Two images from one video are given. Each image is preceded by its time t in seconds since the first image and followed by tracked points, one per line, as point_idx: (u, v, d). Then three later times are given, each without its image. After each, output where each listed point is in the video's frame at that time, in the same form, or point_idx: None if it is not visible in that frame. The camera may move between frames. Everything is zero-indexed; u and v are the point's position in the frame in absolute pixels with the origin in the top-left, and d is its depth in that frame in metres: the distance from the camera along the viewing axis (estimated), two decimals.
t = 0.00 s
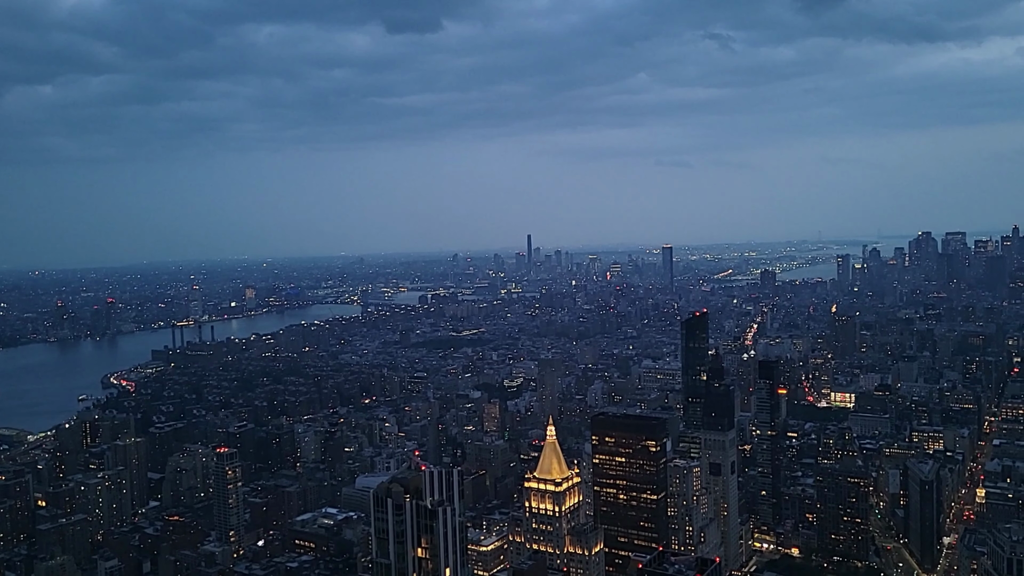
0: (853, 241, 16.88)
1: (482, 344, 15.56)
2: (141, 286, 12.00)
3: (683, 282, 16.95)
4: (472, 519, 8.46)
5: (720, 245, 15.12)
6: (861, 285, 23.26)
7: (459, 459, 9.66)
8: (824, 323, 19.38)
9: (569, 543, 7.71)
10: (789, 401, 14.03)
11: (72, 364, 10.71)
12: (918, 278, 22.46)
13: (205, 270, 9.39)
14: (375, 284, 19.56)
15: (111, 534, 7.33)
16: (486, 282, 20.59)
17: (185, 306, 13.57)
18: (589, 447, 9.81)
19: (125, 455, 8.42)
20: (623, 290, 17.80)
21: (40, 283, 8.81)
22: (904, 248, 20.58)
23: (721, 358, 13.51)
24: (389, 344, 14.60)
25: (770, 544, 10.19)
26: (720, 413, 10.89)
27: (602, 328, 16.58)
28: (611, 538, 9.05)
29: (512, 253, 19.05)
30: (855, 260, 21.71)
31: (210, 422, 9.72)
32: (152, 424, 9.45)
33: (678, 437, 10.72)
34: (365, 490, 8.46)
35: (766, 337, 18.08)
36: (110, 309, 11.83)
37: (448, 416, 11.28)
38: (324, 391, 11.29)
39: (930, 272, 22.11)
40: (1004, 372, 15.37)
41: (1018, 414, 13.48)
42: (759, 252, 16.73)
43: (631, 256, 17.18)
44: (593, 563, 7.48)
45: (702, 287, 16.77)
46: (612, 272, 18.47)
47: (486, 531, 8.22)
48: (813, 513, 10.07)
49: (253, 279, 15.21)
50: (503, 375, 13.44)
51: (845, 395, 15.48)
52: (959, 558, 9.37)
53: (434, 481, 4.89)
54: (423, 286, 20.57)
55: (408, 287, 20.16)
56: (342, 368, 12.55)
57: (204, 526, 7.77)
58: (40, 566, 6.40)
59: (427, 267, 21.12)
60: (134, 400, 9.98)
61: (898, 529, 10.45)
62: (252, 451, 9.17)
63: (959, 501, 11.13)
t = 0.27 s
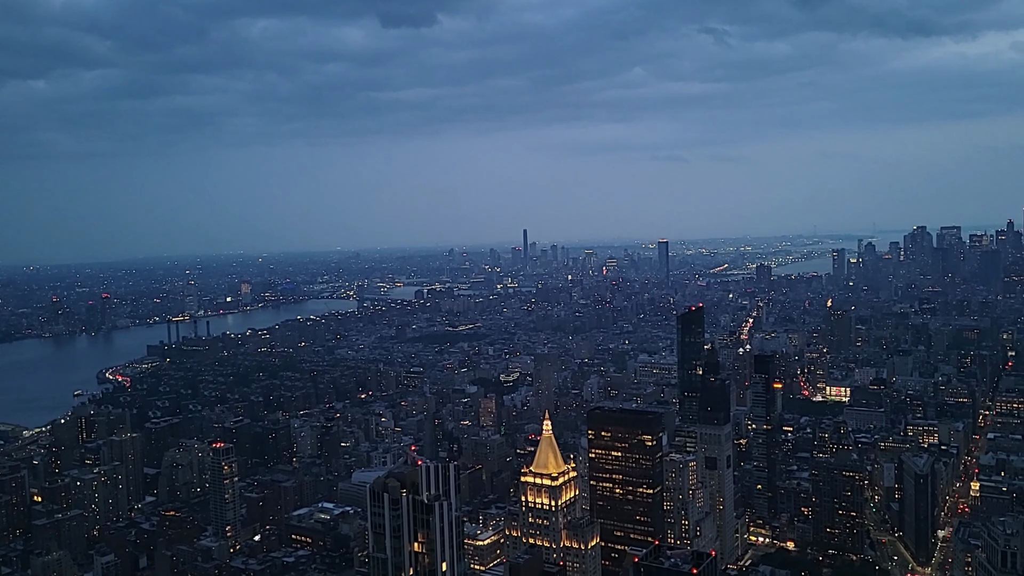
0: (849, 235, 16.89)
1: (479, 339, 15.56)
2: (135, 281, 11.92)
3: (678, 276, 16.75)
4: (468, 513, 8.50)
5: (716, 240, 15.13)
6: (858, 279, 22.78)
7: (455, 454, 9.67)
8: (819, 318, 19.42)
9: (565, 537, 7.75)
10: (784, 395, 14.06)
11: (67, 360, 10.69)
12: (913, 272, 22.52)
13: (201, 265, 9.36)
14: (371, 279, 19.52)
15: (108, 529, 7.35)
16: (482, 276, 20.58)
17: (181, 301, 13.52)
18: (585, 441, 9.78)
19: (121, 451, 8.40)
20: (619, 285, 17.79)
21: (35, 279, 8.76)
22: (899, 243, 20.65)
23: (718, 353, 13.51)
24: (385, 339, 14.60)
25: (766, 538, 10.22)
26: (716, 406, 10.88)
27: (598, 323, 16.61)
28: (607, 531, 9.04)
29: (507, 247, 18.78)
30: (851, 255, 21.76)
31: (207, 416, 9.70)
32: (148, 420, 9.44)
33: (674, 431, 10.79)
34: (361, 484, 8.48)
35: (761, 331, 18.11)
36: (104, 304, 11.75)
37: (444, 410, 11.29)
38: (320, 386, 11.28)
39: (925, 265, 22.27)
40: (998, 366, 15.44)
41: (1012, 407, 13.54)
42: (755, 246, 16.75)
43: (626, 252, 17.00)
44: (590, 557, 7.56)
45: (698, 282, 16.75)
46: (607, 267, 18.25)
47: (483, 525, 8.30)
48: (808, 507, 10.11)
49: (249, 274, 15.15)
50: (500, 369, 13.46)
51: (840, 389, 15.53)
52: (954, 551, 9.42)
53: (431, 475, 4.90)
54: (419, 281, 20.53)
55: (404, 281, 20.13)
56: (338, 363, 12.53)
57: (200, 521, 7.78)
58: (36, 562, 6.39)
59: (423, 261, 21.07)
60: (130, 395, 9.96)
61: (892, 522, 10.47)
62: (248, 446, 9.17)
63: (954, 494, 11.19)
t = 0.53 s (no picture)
0: (846, 232, 16.92)
1: (476, 335, 15.56)
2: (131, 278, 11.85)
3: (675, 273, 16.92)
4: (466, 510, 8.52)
5: (713, 236, 15.13)
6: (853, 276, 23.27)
7: (453, 450, 9.68)
8: (816, 314, 19.45)
9: (562, 533, 7.79)
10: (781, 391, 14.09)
11: (63, 357, 10.66)
12: (909, 269, 22.57)
13: (198, 263, 9.33)
14: (369, 275, 19.51)
15: (105, 526, 7.32)
16: (480, 273, 20.57)
17: (177, 298, 13.45)
18: (582, 438, 9.80)
19: (117, 448, 8.39)
20: (616, 281, 17.81)
21: (31, 276, 8.74)
22: (896, 239, 20.68)
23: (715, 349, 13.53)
24: (382, 336, 14.59)
25: (762, 534, 10.25)
26: (713, 403, 10.89)
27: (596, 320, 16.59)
28: (604, 527, 9.06)
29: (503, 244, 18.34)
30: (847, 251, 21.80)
31: (203, 413, 9.70)
32: (145, 417, 9.42)
33: (670, 428, 10.81)
34: (359, 481, 8.49)
35: (759, 328, 18.13)
36: (100, 301, 11.71)
37: (441, 407, 11.29)
38: (317, 383, 11.27)
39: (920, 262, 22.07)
40: (994, 362, 15.48)
41: (1008, 403, 13.59)
42: (752, 243, 16.76)
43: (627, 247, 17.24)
44: (587, 553, 7.60)
45: (696, 279, 16.88)
46: (606, 263, 18.41)
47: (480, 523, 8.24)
48: (805, 503, 10.15)
49: (245, 271, 15.09)
50: (497, 366, 13.47)
51: (837, 385, 15.56)
52: (950, 547, 9.45)
53: (428, 471, 4.90)
54: (416, 278, 20.52)
55: (402, 278, 20.14)
56: (336, 360, 12.53)
57: (197, 518, 7.75)
58: (33, 559, 6.40)
59: (420, 258, 21.03)
60: (126, 392, 9.91)
61: (889, 518, 10.50)
62: (245, 443, 9.17)
63: (950, 490, 11.22)
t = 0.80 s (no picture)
0: (839, 226, 16.95)
1: (471, 330, 15.56)
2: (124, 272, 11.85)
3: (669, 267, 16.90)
4: (460, 504, 8.56)
5: (707, 231, 15.15)
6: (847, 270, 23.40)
7: (447, 445, 9.68)
8: (809, 308, 19.51)
9: (557, 527, 7.83)
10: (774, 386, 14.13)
11: (55, 352, 10.61)
12: (902, 263, 22.68)
13: (192, 258, 9.30)
14: (363, 270, 19.46)
15: (98, 522, 7.30)
16: (474, 268, 20.56)
17: (170, 293, 13.39)
18: (577, 432, 9.85)
19: (111, 444, 8.37)
20: (610, 276, 17.80)
21: (23, 271, 8.68)
22: (889, 234, 20.77)
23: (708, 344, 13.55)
24: (376, 330, 14.59)
25: (756, 527, 10.29)
26: (707, 397, 10.89)
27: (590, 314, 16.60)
28: (598, 522, 9.09)
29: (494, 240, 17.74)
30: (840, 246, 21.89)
31: (197, 409, 9.68)
32: (138, 412, 9.39)
33: (665, 422, 10.82)
34: (353, 476, 8.49)
35: (752, 322, 18.17)
36: (93, 296, 11.67)
37: (435, 402, 11.29)
38: (311, 378, 11.25)
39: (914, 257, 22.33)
40: (986, 356, 15.58)
41: (1000, 397, 13.66)
42: (746, 238, 16.81)
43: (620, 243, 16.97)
44: (581, 547, 7.64)
45: (689, 273, 16.89)
46: (599, 258, 18.25)
47: (475, 517, 8.32)
48: (798, 497, 10.21)
49: (239, 265, 15.03)
50: (491, 361, 13.49)
51: (830, 379, 15.63)
52: (942, 540, 9.50)
53: (422, 466, 4.98)
54: (410, 272, 20.48)
55: (396, 273, 20.11)
56: (330, 355, 12.51)
57: (191, 513, 7.81)
58: (26, 555, 6.39)
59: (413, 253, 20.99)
60: (120, 387, 9.88)
61: (881, 512, 10.56)
62: (239, 438, 9.16)
63: (941, 483, 11.28)
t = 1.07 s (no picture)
0: (833, 221, 16.99)
1: (465, 325, 15.54)
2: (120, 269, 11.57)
3: (662, 263, 17.14)
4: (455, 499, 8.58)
5: (702, 226, 15.15)
6: (840, 265, 23.34)
7: (442, 440, 9.69)
8: (803, 303, 19.55)
9: (551, 522, 7.82)
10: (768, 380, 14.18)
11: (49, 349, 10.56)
12: (895, 259, 22.74)
13: (185, 254, 9.26)
14: (357, 266, 19.43)
15: (92, 518, 7.29)
16: (468, 263, 20.49)
17: (164, 289, 13.30)
18: (571, 427, 9.86)
19: (104, 439, 8.34)
20: (605, 271, 17.83)
21: (15, 267, 8.62)
22: (882, 229, 20.82)
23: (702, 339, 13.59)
24: (371, 326, 14.58)
25: (750, 522, 10.34)
26: (700, 392, 10.94)
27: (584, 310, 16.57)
28: (593, 516, 9.14)
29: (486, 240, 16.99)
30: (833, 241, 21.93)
31: (191, 405, 9.65)
32: (132, 408, 9.36)
33: (659, 417, 10.84)
34: (348, 471, 8.48)
35: (747, 318, 18.18)
36: (86, 291, 11.19)
37: (430, 397, 11.30)
38: (305, 374, 11.23)
39: (907, 253, 22.30)
40: (979, 351, 15.65)
41: (992, 391, 13.74)
42: (740, 234, 16.82)
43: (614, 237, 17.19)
44: (576, 542, 7.65)
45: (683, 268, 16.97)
46: (594, 254, 18.31)
47: (470, 512, 8.37)
48: (791, 491, 10.28)
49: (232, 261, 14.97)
50: (486, 356, 13.48)
51: (824, 374, 15.67)
52: (934, 534, 9.57)
53: (417, 461, 4.91)
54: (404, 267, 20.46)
55: (390, 268, 20.09)
56: (324, 350, 12.50)
57: (185, 508, 7.80)
58: (19, 551, 6.39)
59: (407, 248, 20.92)
60: (113, 383, 9.84)
61: (874, 506, 10.62)
62: (233, 434, 9.16)
63: (934, 477, 11.35)
